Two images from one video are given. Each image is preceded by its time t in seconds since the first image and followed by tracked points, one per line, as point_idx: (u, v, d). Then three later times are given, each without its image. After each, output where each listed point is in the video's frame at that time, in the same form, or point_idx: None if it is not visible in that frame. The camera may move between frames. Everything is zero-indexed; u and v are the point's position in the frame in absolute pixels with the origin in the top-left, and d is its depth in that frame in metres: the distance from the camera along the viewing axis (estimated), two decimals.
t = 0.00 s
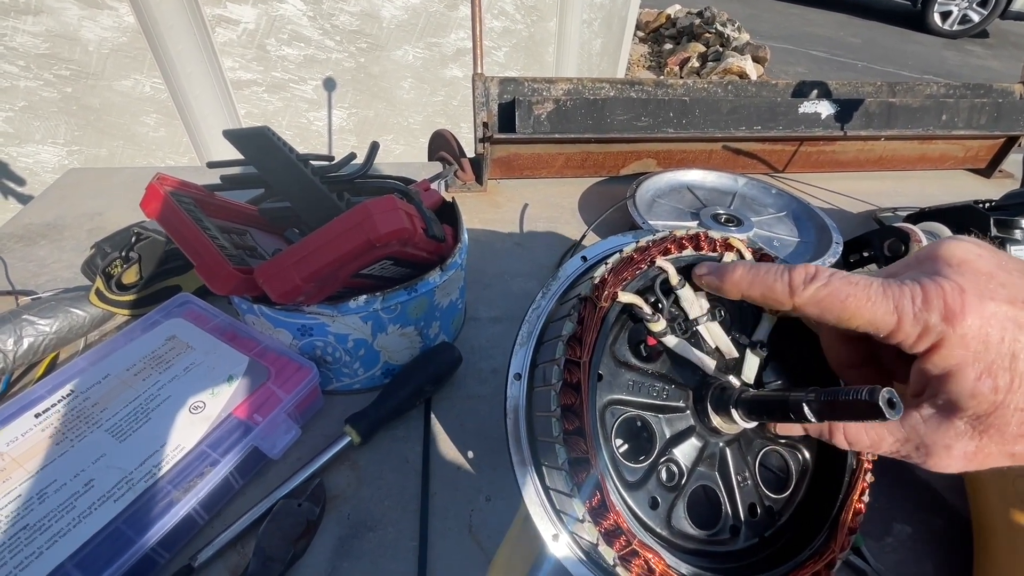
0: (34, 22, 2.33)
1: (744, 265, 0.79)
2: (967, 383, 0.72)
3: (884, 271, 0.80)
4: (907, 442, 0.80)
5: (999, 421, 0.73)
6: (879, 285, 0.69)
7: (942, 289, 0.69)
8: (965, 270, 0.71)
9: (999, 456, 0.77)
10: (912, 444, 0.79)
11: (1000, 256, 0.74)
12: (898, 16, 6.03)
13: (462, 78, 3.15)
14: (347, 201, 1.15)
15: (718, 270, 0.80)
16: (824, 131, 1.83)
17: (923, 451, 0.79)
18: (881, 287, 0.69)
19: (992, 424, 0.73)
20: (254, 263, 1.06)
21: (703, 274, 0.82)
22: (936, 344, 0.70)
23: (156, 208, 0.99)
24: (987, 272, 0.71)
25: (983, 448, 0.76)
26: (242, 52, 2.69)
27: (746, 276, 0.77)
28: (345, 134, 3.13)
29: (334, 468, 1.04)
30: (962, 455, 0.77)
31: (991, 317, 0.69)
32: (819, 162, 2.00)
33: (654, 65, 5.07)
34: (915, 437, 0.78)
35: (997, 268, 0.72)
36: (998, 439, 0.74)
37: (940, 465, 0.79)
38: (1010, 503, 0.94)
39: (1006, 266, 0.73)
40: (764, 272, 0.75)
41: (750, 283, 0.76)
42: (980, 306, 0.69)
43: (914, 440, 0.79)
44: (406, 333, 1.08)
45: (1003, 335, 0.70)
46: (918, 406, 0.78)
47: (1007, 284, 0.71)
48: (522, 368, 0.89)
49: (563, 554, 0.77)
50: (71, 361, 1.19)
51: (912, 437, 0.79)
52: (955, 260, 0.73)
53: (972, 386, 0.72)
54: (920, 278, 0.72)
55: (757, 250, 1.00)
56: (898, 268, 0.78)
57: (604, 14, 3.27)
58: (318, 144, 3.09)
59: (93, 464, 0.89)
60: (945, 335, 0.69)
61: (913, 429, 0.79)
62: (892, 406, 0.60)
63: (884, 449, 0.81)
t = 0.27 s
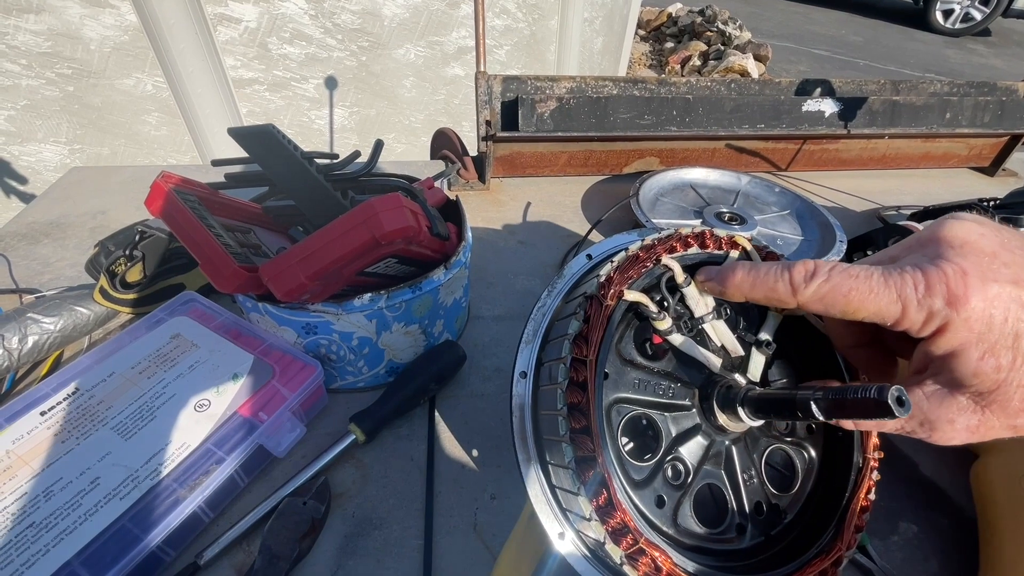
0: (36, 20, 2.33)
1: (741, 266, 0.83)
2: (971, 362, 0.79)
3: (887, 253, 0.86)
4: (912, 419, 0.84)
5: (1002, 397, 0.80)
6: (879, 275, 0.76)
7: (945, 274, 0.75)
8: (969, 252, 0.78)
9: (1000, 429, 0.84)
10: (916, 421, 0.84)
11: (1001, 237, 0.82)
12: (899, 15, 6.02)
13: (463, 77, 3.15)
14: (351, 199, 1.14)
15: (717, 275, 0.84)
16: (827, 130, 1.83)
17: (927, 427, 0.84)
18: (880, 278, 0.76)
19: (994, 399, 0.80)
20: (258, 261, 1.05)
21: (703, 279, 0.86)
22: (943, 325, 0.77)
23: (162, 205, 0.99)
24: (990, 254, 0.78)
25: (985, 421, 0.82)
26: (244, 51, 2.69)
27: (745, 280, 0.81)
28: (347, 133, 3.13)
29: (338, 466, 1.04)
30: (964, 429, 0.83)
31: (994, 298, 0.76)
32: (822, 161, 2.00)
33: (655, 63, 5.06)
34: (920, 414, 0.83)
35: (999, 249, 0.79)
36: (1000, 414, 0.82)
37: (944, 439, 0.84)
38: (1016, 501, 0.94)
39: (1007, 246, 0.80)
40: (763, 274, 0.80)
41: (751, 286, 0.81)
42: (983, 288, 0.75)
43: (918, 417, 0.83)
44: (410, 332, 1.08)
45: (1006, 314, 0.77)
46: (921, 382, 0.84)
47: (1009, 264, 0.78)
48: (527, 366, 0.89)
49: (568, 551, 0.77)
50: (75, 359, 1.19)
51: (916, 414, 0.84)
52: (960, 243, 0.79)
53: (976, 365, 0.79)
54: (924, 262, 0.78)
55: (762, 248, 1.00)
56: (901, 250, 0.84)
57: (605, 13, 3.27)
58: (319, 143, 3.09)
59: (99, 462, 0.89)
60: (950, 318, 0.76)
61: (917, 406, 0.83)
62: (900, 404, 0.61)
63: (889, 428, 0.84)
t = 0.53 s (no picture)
0: (37, 19, 2.33)
1: (739, 260, 0.81)
2: (975, 348, 0.79)
3: (888, 240, 0.86)
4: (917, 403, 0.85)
5: (1006, 379, 0.80)
6: (880, 265, 0.76)
7: (947, 262, 0.75)
8: (972, 238, 0.77)
9: (1003, 410, 0.85)
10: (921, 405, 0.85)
11: (1005, 219, 0.81)
12: (901, 13, 6.00)
13: (464, 76, 3.15)
14: (353, 198, 1.14)
15: (717, 270, 0.83)
16: (830, 128, 1.82)
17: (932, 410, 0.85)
18: (882, 268, 0.76)
19: (999, 382, 0.81)
20: (260, 260, 1.05)
21: (703, 277, 0.85)
22: (947, 312, 0.77)
23: (165, 203, 0.98)
24: (994, 239, 0.78)
25: (989, 403, 0.84)
26: (245, 49, 2.69)
27: (746, 276, 0.80)
28: (348, 132, 3.12)
29: (341, 465, 1.04)
30: (969, 410, 0.84)
31: (998, 284, 0.76)
32: (825, 159, 1.99)
33: (656, 62, 5.04)
34: (926, 399, 0.84)
35: (1004, 233, 0.78)
36: (1004, 395, 0.83)
37: (949, 421, 0.85)
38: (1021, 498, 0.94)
39: (1011, 229, 0.80)
40: (765, 270, 0.78)
41: (752, 282, 0.79)
42: (987, 275, 0.75)
43: (923, 402, 0.84)
44: (412, 330, 1.08)
45: (1010, 299, 0.77)
46: (926, 367, 0.85)
47: (1013, 248, 0.78)
48: (531, 365, 0.89)
49: (573, 551, 0.77)
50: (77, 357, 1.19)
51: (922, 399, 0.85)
52: (963, 229, 0.79)
53: (980, 351, 0.79)
54: (926, 250, 0.78)
55: (765, 246, 1.00)
56: (903, 236, 0.84)
57: (606, 11, 3.26)
58: (319, 142, 3.08)
59: (101, 460, 0.89)
60: (953, 306, 0.76)
61: (923, 391, 0.84)
62: (907, 401, 0.62)
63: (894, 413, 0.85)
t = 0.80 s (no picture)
0: (36, 18, 2.33)
1: (739, 262, 0.81)
2: (975, 349, 0.79)
3: (887, 242, 0.86)
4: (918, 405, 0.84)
5: (1006, 382, 0.80)
6: (879, 267, 0.75)
7: (945, 264, 0.75)
8: (971, 240, 0.77)
9: (1003, 412, 0.84)
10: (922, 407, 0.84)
11: (1003, 220, 0.81)
12: (902, 13, 5.99)
13: (465, 75, 3.15)
14: (352, 197, 1.14)
15: (716, 271, 0.83)
16: (830, 127, 1.82)
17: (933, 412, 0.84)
18: (881, 270, 0.75)
19: (999, 384, 0.80)
20: (259, 259, 1.05)
21: (703, 277, 0.84)
22: (947, 314, 0.76)
23: (163, 203, 0.98)
24: (993, 240, 0.78)
25: (989, 405, 0.83)
26: (245, 49, 2.69)
27: (745, 277, 0.80)
28: (348, 131, 3.12)
29: (340, 464, 1.04)
30: (970, 413, 0.84)
31: (997, 286, 0.76)
32: (825, 159, 1.99)
33: (656, 61, 5.04)
34: (926, 400, 0.83)
35: (1002, 235, 0.78)
36: (1004, 398, 0.82)
37: (949, 423, 0.85)
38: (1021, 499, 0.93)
39: (1010, 231, 0.80)
40: (764, 271, 0.79)
41: (751, 283, 0.80)
42: (986, 276, 0.75)
43: (924, 403, 0.84)
44: (411, 330, 1.08)
45: (1010, 301, 0.76)
46: (926, 369, 0.84)
47: (1012, 250, 0.78)
48: (529, 365, 0.89)
49: (571, 551, 0.77)
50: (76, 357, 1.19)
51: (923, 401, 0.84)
52: (961, 230, 0.79)
53: (979, 352, 0.79)
54: (924, 252, 0.77)
55: (765, 245, 0.99)
56: (902, 238, 0.84)
57: (606, 10, 3.26)
58: (319, 141, 3.08)
59: (99, 460, 0.89)
60: (952, 308, 0.76)
61: (923, 393, 0.83)
62: (906, 402, 0.61)
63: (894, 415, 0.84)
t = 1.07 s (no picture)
0: (36, 18, 2.33)
1: (738, 266, 0.82)
2: (971, 355, 0.79)
3: (884, 248, 0.86)
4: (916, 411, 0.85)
5: (1003, 387, 0.80)
6: (876, 273, 0.76)
7: (941, 270, 0.74)
8: (967, 246, 0.77)
9: (1000, 417, 0.84)
10: (920, 413, 0.85)
11: (1000, 226, 0.81)
12: (902, 12, 5.99)
13: (464, 74, 3.15)
14: (350, 198, 1.14)
15: (715, 274, 0.84)
16: (828, 127, 1.82)
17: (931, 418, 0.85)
18: (877, 276, 0.75)
19: (996, 389, 0.81)
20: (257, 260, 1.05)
21: (701, 280, 0.85)
22: (942, 321, 0.76)
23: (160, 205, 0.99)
24: (988, 247, 0.77)
25: (987, 410, 0.84)
26: (244, 48, 2.69)
27: (744, 281, 0.80)
28: (347, 131, 3.12)
29: (338, 465, 1.04)
30: (967, 417, 0.84)
31: (992, 292, 0.75)
32: (823, 159, 1.99)
33: (656, 61, 5.04)
34: (924, 406, 0.84)
35: (998, 241, 0.78)
36: (1002, 403, 0.83)
37: (948, 428, 0.85)
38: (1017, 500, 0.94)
39: (1007, 236, 0.79)
40: (761, 275, 0.79)
41: (749, 287, 0.80)
42: (981, 283, 0.75)
43: (922, 409, 0.84)
44: (409, 331, 1.08)
45: (1006, 308, 0.76)
46: (924, 374, 0.84)
47: (1008, 256, 0.77)
48: (526, 366, 0.89)
49: (568, 551, 0.77)
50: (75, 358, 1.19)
51: (921, 407, 0.84)
52: (957, 237, 0.79)
53: (975, 358, 0.79)
54: (920, 258, 0.77)
55: (761, 246, 1.00)
56: (900, 244, 0.84)
57: (606, 10, 3.26)
58: (319, 141, 3.08)
59: (98, 461, 0.89)
60: (947, 314, 0.76)
61: (921, 399, 0.84)
62: (899, 404, 0.62)
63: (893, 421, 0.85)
